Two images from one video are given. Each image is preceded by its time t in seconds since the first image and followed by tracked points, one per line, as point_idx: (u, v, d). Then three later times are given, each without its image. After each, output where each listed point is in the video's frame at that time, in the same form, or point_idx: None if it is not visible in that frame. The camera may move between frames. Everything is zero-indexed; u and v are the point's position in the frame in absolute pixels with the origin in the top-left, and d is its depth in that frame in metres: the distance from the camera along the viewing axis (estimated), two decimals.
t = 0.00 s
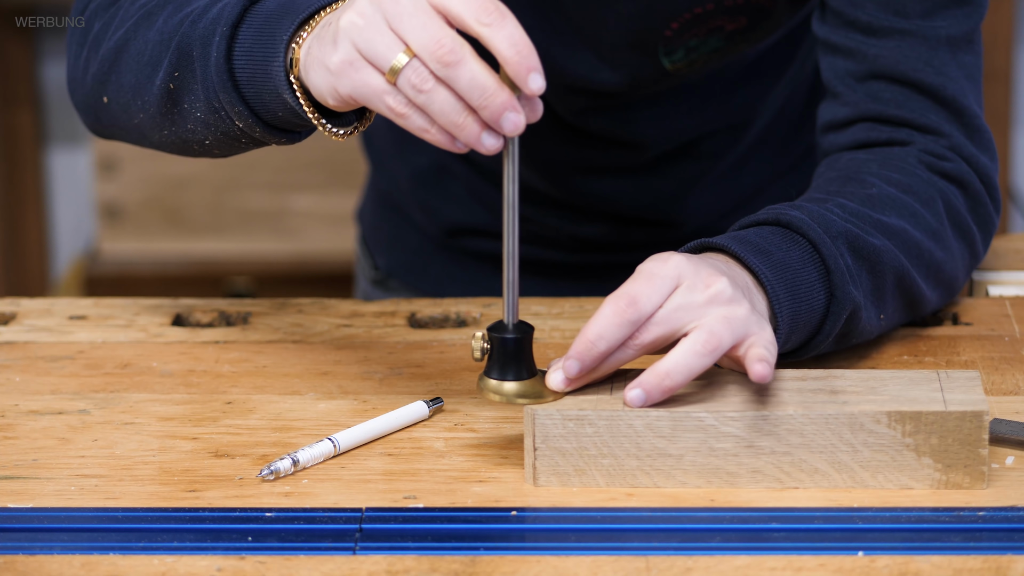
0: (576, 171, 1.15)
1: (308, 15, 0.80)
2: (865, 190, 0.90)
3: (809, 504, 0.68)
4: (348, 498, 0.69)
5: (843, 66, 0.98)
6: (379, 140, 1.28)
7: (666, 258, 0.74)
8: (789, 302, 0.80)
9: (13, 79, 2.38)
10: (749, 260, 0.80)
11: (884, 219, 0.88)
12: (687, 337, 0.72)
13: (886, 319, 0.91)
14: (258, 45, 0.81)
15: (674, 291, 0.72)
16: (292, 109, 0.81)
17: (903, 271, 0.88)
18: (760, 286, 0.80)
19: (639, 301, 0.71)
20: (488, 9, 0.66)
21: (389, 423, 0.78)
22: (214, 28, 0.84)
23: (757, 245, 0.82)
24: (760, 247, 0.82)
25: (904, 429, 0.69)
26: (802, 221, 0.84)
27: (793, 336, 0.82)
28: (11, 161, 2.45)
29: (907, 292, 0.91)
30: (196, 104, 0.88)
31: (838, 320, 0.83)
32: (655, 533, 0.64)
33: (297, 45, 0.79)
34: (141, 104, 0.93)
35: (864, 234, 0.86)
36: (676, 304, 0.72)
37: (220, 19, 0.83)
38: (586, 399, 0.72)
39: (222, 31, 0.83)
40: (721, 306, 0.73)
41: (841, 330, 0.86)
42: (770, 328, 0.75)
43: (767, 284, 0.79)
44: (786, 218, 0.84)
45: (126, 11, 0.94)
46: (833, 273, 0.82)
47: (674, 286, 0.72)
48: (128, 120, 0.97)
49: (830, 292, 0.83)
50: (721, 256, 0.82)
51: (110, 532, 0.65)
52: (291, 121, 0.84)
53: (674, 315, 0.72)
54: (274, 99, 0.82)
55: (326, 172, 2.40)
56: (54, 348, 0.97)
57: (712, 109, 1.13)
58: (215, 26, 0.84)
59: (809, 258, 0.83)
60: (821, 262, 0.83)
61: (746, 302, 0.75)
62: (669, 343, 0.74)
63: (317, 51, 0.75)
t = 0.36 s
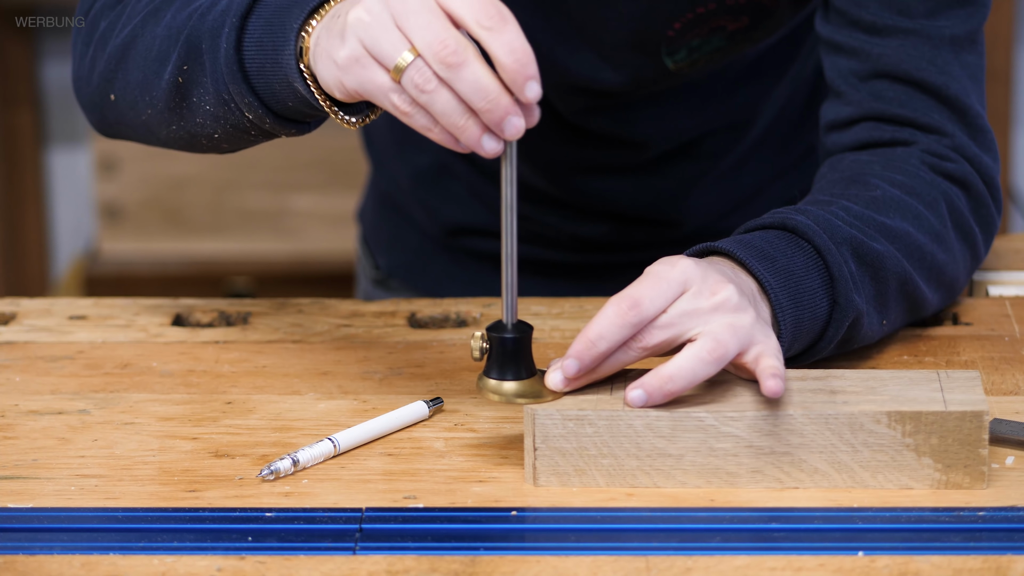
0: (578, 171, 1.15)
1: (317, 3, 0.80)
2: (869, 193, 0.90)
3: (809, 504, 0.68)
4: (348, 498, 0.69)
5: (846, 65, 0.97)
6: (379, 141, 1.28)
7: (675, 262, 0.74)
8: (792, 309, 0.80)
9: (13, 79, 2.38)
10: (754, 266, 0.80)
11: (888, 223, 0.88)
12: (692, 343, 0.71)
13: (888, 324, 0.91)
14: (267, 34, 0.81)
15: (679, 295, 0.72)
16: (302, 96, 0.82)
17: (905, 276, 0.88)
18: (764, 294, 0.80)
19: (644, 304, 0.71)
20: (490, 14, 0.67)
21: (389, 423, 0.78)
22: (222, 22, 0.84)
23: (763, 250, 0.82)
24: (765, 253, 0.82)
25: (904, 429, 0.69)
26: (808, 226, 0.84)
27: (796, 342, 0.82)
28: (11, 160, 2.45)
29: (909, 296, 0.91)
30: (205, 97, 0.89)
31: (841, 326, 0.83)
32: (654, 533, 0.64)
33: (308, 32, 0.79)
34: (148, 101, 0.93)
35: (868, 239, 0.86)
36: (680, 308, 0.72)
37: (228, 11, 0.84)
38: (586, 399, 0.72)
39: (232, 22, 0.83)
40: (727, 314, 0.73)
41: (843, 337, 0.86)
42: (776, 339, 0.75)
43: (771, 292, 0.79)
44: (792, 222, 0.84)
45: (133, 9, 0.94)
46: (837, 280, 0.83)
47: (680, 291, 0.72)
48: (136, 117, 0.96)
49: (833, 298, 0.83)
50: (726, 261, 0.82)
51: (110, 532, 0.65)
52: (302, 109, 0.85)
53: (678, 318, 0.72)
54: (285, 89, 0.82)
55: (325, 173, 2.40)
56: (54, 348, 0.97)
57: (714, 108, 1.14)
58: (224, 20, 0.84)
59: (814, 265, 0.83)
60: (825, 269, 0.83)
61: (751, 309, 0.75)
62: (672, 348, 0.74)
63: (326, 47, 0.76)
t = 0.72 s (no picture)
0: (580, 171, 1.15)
1: (319, 43, 0.79)
2: (869, 193, 0.90)
3: (809, 504, 0.68)
4: (348, 498, 0.69)
5: (847, 65, 0.98)
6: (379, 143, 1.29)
7: (674, 263, 0.74)
8: (792, 310, 0.80)
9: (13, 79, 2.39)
10: (754, 266, 0.80)
11: (888, 223, 0.88)
12: (693, 343, 0.71)
13: (889, 324, 0.91)
14: (270, 71, 0.80)
15: (679, 296, 0.72)
16: (303, 135, 0.81)
17: (905, 276, 0.88)
18: (765, 294, 0.80)
19: (644, 306, 0.71)
20: (491, 73, 0.65)
21: (390, 423, 0.78)
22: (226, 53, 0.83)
23: (763, 250, 0.82)
24: (765, 253, 0.82)
25: (904, 429, 0.69)
26: (808, 226, 0.84)
27: (796, 343, 0.82)
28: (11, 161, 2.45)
29: (909, 296, 0.91)
30: (209, 124, 0.89)
31: (841, 326, 0.83)
32: (655, 533, 0.64)
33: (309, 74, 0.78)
34: (153, 121, 0.93)
35: (868, 240, 0.86)
36: (680, 309, 0.72)
37: (232, 42, 0.83)
38: (587, 400, 0.72)
39: (234, 55, 0.82)
40: (727, 314, 0.73)
41: (843, 337, 0.86)
42: (777, 338, 0.74)
43: (771, 292, 0.79)
44: (792, 223, 0.84)
45: (139, 27, 0.94)
46: (837, 281, 0.83)
47: (680, 291, 0.72)
48: (142, 134, 0.97)
49: (833, 299, 0.83)
50: (727, 262, 0.82)
51: (110, 532, 0.65)
52: (303, 145, 0.84)
53: (678, 320, 0.72)
54: (286, 125, 0.82)
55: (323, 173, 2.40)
56: (55, 348, 0.97)
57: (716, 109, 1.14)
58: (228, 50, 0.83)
59: (814, 265, 0.83)
60: (825, 269, 0.83)
61: (750, 309, 0.75)
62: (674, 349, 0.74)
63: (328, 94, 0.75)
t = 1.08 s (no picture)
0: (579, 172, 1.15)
1: (317, 72, 0.78)
2: (868, 193, 0.90)
3: (809, 504, 0.68)
4: (348, 498, 0.69)
5: (846, 65, 0.98)
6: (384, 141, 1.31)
7: (673, 264, 0.74)
8: (793, 310, 0.80)
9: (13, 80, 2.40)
10: (754, 266, 0.80)
11: (888, 223, 0.88)
12: (693, 343, 0.71)
13: (889, 323, 0.91)
14: (267, 98, 0.80)
15: (679, 297, 0.72)
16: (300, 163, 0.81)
17: (905, 276, 0.88)
18: (764, 294, 0.80)
19: (644, 306, 0.71)
20: (478, 99, 0.64)
21: (390, 423, 0.78)
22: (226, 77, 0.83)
23: (763, 250, 0.82)
24: (764, 253, 0.82)
25: (904, 429, 0.69)
26: (808, 226, 0.84)
27: (796, 343, 0.82)
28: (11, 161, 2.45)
29: (909, 296, 0.91)
30: (209, 144, 0.89)
31: (841, 326, 0.83)
32: (655, 533, 0.64)
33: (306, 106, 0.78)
34: (156, 137, 0.93)
35: (868, 240, 0.86)
36: (680, 310, 0.72)
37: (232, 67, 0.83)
38: (587, 400, 0.72)
39: (234, 81, 0.82)
40: (727, 315, 0.73)
41: (843, 337, 0.86)
42: (776, 337, 0.75)
43: (771, 292, 0.79)
44: (792, 223, 0.84)
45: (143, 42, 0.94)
46: (836, 280, 0.83)
47: (681, 292, 0.72)
48: (145, 147, 0.97)
49: (833, 298, 0.83)
50: (728, 262, 0.82)
51: (110, 532, 0.65)
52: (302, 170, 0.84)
53: (678, 321, 0.72)
54: (284, 153, 0.82)
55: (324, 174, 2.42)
56: (54, 348, 0.97)
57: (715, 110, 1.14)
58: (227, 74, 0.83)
59: (814, 265, 0.83)
60: (825, 269, 0.83)
61: (750, 309, 0.75)
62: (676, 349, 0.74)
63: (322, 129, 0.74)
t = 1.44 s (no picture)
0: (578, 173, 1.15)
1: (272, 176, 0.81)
2: (867, 192, 0.90)
3: (809, 504, 0.68)
4: (348, 498, 0.69)
5: (844, 67, 0.98)
6: (387, 138, 1.32)
7: (674, 263, 0.74)
8: (792, 308, 0.80)
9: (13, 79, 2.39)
10: (754, 266, 0.80)
11: (888, 223, 0.88)
12: (693, 343, 0.71)
13: (889, 322, 0.91)
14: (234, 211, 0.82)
15: (679, 298, 0.72)
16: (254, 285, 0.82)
17: (905, 276, 0.89)
18: (764, 294, 0.80)
19: (644, 307, 0.71)
20: (381, 302, 0.67)
21: (389, 423, 0.78)
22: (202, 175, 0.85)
23: (762, 250, 0.82)
24: (764, 253, 0.82)
25: (904, 429, 0.69)
26: (808, 226, 0.84)
27: (796, 342, 0.82)
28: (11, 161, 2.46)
29: (909, 296, 0.91)
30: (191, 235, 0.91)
31: (841, 325, 0.84)
32: (655, 533, 0.64)
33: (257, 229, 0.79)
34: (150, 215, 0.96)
35: (868, 239, 0.86)
36: (681, 310, 0.72)
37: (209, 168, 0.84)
38: (586, 400, 0.72)
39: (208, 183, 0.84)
40: (728, 314, 0.73)
41: (843, 336, 0.86)
42: (777, 337, 0.74)
43: (771, 292, 0.80)
44: (791, 222, 0.84)
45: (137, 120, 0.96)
46: (836, 280, 0.83)
47: (681, 292, 0.72)
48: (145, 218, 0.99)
49: (833, 298, 0.83)
50: (728, 261, 0.82)
51: (110, 531, 0.65)
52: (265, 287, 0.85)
53: (678, 321, 0.72)
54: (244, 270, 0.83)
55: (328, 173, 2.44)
56: (54, 348, 0.97)
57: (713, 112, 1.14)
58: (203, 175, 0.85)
59: (813, 264, 0.83)
60: (825, 269, 0.83)
61: (750, 309, 0.74)
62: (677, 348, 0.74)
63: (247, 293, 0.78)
